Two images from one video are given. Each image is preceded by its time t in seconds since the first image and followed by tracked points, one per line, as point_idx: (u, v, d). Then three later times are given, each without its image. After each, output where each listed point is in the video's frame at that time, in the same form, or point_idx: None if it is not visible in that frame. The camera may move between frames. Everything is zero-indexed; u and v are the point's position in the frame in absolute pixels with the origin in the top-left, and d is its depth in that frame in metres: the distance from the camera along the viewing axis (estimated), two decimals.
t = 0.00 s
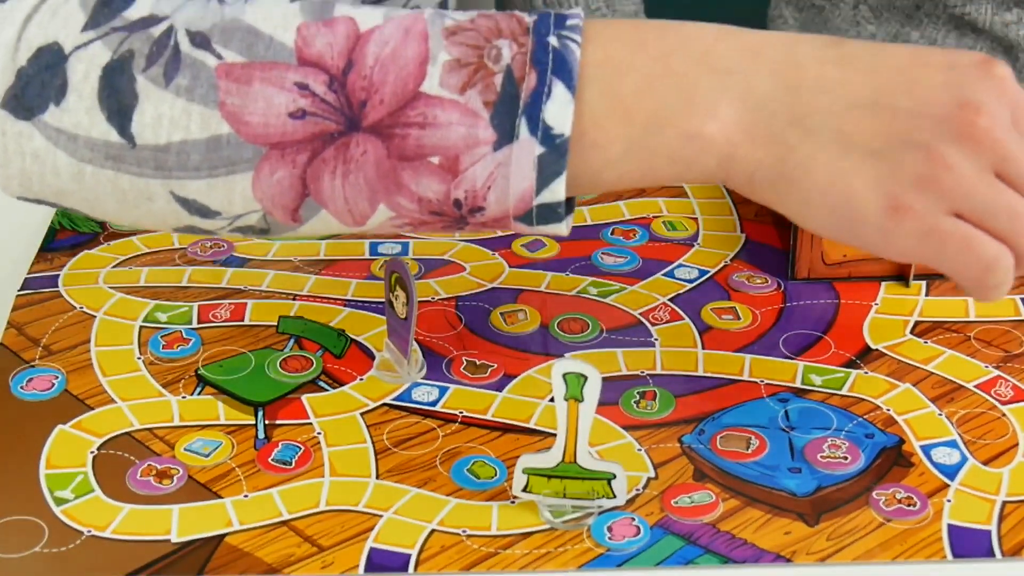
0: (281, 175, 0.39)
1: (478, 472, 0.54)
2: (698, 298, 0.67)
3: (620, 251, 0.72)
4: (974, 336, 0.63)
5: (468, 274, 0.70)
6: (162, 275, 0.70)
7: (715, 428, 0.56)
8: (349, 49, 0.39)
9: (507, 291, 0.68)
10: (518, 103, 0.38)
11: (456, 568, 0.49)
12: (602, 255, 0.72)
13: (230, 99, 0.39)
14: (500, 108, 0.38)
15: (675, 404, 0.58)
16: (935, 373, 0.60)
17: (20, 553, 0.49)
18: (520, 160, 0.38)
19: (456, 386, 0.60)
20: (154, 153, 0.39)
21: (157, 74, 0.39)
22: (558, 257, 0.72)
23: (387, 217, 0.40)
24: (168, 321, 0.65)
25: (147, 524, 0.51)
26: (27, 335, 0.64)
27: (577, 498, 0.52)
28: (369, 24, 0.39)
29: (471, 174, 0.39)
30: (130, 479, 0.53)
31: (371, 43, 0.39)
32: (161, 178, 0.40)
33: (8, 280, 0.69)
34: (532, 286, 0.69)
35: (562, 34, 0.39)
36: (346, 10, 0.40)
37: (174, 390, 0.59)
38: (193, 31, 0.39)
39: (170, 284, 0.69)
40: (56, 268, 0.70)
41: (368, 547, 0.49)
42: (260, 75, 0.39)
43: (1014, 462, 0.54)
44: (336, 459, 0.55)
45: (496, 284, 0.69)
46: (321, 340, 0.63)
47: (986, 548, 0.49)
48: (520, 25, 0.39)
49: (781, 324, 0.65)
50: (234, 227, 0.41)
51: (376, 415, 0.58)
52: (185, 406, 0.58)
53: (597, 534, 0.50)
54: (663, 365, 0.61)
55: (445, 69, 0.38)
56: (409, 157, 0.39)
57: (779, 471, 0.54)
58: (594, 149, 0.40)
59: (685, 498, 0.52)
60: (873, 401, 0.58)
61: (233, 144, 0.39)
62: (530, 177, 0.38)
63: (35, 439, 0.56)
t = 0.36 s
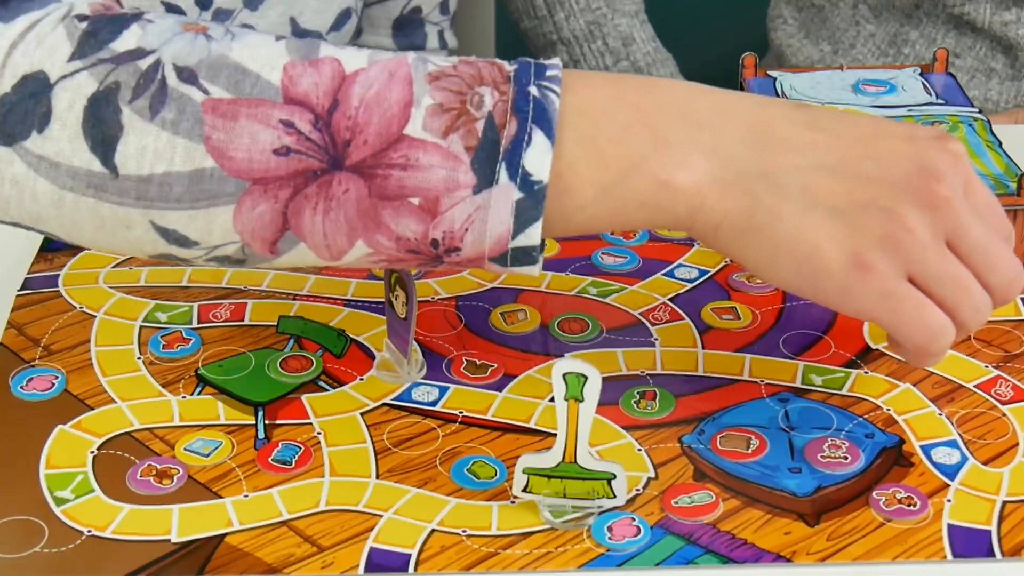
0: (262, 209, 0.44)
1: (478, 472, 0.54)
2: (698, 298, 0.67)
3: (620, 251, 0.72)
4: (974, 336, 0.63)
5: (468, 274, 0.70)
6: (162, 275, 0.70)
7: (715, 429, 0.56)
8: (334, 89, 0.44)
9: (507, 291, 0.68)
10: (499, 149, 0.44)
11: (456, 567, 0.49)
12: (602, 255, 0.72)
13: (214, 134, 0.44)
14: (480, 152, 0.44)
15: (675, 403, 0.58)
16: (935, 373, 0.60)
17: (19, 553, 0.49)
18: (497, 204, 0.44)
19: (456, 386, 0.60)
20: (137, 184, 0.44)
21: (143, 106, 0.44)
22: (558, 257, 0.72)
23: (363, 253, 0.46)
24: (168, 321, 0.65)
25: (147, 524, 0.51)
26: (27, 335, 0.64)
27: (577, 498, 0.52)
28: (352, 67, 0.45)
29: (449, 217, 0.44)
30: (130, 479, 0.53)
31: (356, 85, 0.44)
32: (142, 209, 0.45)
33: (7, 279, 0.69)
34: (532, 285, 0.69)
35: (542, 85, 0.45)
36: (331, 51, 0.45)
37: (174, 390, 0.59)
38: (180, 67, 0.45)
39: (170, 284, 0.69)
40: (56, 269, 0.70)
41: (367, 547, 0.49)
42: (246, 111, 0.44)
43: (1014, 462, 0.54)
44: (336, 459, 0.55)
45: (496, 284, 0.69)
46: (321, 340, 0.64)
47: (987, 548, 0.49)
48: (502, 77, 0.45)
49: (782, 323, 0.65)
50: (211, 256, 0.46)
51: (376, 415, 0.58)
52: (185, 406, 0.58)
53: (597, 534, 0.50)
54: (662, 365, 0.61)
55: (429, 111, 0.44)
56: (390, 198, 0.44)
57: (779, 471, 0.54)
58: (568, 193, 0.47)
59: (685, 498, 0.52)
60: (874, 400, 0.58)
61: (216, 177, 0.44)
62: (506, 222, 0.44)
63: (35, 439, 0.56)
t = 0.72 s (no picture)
0: (141, 170, 0.41)
1: (478, 472, 0.54)
2: (698, 298, 0.67)
3: (620, 251, 0.72)
4: (974, 336, 0.63)
5: (468, 274, 0.70)
6: (162, 274, 0.70)
7: (715, 428, 0.56)
8: (197, 41, 0.40)
9: (507, 291, 0.68)
10: (364, 67, 0.40)
11: (456, 568, 0.49)
12: (602, 255, 0.72)
13: (83, 105, 0.40)
14: (347, 74, 0.40)
15: (675, 404, 0.58)
16: (935, 373, 0.60)
17: (20, 553, 0.49)
18: (372, 122, 0.40)
19: (456, 386, 0.60)
20: (13, 169, 0.41)
21: (12, 91, 0.41)
22: (557, 257, 0.72)
23: (248, 201, 0.41)
24: (168, 321, 0.65)
25: (147, 524, 0.51)
26: (27, 335, 0.64)
27: (577, 498, 0.52)
28: (216, 19, 0.40)
29: (327, 141, 0.40)
30: (130, 479, 0.53)
31: (218, 35, 0.40)
32: (24, 193, 0.41)
33: (8, 280, 0.69)
34: (532, 286, 0.69)
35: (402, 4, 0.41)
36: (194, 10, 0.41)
37: (174, 390, 0.59)
38: (46, 47, 0.41)
39: (170, 284, 0.69)
40: (56, 269, 0.70)
41: (368, 547, 0.50)
42: (111, 77, 0.40)
43: (1014, 461, 0.54)
44: (336, 459, 0.55)
45: (496, 284, 0.69)
46: (321, 340, 0.63)
47: (987, 548, 0.49)
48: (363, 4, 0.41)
49: (782, 323, 0.65)
50: (99, 234, 0.43)
51: (376, 415, 0.58)
52: (185, 406, 0.58)
53: (597, 534, 0.50)
54: (662, 365, 0.61)
55: (290, 43, 0.40)
56: (264, 133, 0.40)
57: (779, 471, 0.54)
58: (437, 82, 0.41)
59: (685, 498, 0.52)
60: (874, 401, 0.58)
61: (91, 148, 0.40)
62: (383, 138, 0.40)
63: (35, 439, 0.56)
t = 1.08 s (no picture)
0: None
1: (478, 472, 0.54)
2: (698, 298, 0.67)
3: (620, 251, 0.72)
4: (974, 336, 0.63)
5: (468, 274, 0.70)
6: (163, 275, 0.70)
7: (715, 428, 0.57)
8: None
9: (507, 291, 0.68)
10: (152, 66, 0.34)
11: (456, 567, 0.49)
12: (602, 255, 0.72)
13: None
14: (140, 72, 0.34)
15: (675, 404, 0.58)
16: (935, 373, 0.60)
17: (20, 553, 0.49)
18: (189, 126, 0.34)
19: (456, 387, 0.60)
20: None
21: None
22: (557, 257, 0.72)
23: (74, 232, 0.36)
24: (169, 321, 0.65)
25: (148, 524, 0.51)
26: (27, 335, 0.64)
27: (577, 498, 0.52)
28: None
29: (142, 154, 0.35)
30: (130, 479, 0.53)
31: None
32: None
33: (8, 280, 0.69)
34: (532, 286, 0.69)
35: None
36: None
37: (174, 390, 0.59)
38: None
39: (170, 284, 0.69)
40: (56, 269, 0.70)
41: (368, 546, 0.50)
42: None
43: (1014, 462, 0.54)
44: (336, 459, 0.55)
45: (497, 285, 0.69)
46: (322, 340, 0.63)
47: (987, 548, 0.49)
48: None
49: (782, 323, 0.65)
50: None
51: (376, 415, 0.58)
52: (184, 406, 0.58)
53: (597, 534, 0.51)
54: (663, 365, 0.61)
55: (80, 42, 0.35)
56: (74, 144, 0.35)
57: (779, 471, 0.54)
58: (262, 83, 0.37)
59: (685, 498, 0.52)
60: (874, 401, 0.58)
61: None
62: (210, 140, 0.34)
63: (35, 439, 0.56)
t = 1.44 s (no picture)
0: None
1: (478, 472, 0.54)
2: (698, 298, 0.67)
3: (620, 251, 0.72)
4: (974, 336, 0.63)
5: (468, 274, 0.70)
6: (162, 275, 0.70)
7: (715, 428, 0.56)
8: None
9: (507, 291, 0.68)
10: None
11: (456, 567, 0.49)
12: (602, 255, 0.72)
13: None
14: None
15: (675, 404, 0.58)
16: (935, 373, 0.60)
17: (20, 553, 0.49)
18: None
19: (456, 387, 0.60)
20: None
21: None
22: (557, 257, 0.72)
23: None
24: (169, 321, 0.65)
25: (147, 524, 0.51)
26: (27, 335, 0.64)
27: (577, 498, 0.52)
28: None
29: None
30: (130, 479, 0.53)
31: None
32: None
33: (9, 280, 0.69)
34: (531, 286, 0.69)
35: None
36: None
37: (174, 390, 0.59)
38: None
39: (170, 284, 0.69)
40: (56, 269, 0.70)
41: (368, 546, 0.50)
42: None
43: (1014, 461, 0.54)
44: (336, 459, 0.55)
45: (496, 285, 0.69)
46: (322, 340, 0.63)
47: (986, 548, 0.49)
48: None
49: (782, 323, 0.65)
50: None
51: (376, 415, 0.58)
52: (185, 405, 0.58)
53: (597, 534, 0.51)
54: (663, 365, 0.61)
55: None
56: None
57: (779, 471, 0.54)
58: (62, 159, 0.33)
59: (685, 498, 0.52)
60: (874, 400, 0.58)
61: None
62: None
63: (35, 439, 0.56)
